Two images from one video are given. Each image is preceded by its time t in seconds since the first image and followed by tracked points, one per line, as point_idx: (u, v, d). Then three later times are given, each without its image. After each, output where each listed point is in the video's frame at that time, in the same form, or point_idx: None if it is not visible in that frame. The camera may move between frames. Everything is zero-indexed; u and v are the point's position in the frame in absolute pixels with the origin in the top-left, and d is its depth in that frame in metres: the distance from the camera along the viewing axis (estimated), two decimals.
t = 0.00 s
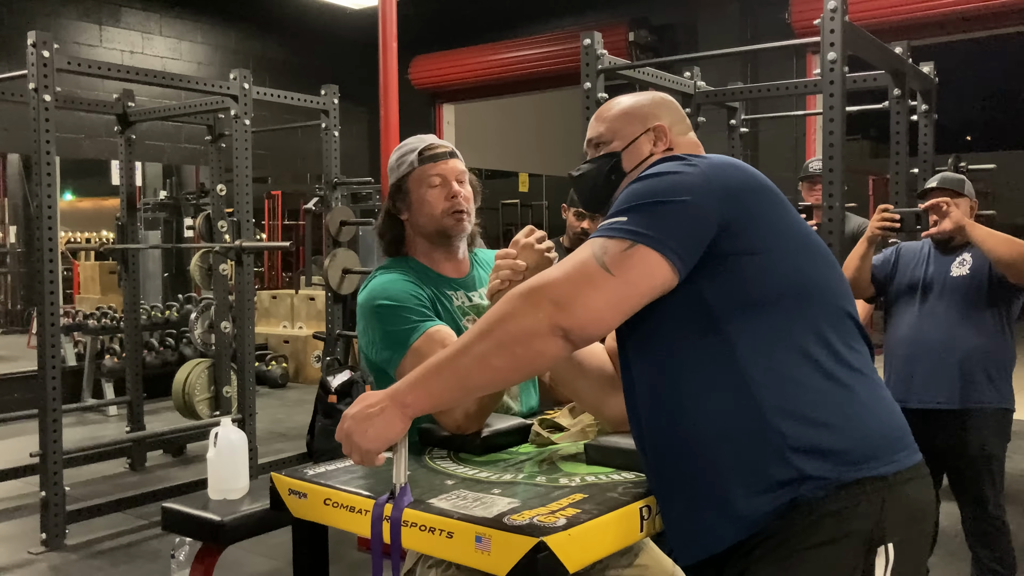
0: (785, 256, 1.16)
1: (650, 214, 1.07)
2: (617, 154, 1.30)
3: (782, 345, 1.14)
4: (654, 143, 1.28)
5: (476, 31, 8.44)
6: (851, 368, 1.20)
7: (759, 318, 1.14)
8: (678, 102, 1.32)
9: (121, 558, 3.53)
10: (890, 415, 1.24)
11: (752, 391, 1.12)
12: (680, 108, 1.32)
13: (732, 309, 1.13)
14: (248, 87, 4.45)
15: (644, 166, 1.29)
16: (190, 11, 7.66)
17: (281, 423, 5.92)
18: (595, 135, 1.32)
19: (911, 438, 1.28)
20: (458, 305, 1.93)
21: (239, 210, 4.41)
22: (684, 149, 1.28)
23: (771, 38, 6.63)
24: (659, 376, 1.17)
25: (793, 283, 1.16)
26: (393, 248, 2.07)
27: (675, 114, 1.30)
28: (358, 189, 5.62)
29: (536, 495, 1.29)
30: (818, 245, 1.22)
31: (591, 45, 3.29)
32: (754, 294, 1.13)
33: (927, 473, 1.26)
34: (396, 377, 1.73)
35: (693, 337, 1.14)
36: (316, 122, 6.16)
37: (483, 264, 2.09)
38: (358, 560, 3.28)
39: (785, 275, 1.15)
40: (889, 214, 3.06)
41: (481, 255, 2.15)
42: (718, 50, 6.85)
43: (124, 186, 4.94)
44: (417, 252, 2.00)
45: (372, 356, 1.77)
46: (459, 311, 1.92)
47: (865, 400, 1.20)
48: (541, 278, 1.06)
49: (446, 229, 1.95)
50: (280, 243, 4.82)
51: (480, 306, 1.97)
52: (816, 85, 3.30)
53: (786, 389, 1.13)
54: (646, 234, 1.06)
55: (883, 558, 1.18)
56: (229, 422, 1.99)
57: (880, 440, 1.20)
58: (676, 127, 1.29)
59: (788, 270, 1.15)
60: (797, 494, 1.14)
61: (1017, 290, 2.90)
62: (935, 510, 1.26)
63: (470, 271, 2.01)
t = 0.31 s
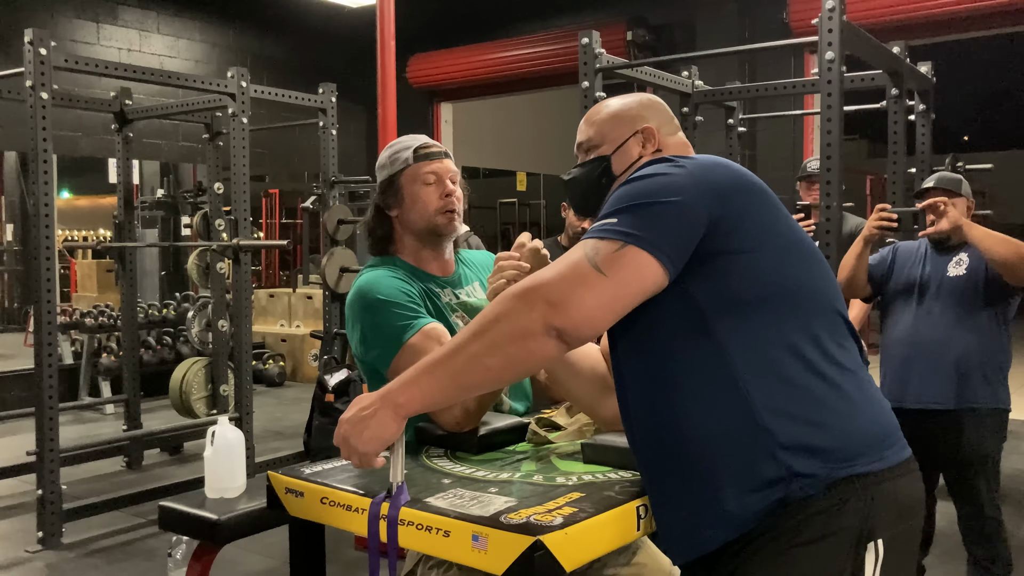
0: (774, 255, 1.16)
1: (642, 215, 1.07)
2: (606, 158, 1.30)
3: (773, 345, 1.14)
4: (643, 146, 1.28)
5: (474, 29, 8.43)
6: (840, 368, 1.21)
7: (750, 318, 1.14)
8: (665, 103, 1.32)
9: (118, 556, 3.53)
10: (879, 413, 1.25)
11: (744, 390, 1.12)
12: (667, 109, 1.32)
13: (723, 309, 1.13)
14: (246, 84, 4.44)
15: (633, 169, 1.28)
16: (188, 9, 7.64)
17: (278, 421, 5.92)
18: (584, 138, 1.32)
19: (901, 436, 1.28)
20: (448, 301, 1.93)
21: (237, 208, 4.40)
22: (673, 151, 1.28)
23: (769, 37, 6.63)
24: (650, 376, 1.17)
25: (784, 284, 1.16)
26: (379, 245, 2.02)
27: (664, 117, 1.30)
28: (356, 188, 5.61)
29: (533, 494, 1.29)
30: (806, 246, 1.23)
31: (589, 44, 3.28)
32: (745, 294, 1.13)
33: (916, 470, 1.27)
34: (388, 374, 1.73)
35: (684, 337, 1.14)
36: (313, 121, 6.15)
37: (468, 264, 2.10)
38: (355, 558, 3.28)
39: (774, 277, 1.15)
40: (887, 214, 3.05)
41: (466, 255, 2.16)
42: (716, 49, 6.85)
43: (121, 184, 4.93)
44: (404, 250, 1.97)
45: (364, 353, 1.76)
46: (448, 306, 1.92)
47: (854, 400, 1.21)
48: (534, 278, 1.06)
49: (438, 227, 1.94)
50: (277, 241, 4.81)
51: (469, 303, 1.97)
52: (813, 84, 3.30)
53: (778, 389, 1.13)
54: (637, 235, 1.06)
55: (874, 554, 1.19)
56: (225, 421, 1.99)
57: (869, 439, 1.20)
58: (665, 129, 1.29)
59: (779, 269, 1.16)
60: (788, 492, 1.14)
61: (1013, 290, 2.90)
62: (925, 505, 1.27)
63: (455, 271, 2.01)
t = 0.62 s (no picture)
0: (775, 256, 1.16)
1: (645, 215, 1.07)
2: (604, 164, 1.30)
3: (772, 345, 1.14)
4: (640, 150, 1.28)
5: (472, 30, 8.44)
6: (839, 370, 1.21)
7: (750, 318, 1.14)
8: (663, 105, 1.32)
9: (116, 558, 3.53)
10: (877, 414, 1.25)
11: (743, 391, 1.13)
12: (665, 111, 1.32)
13: (723, 309, 1.13)
14: (244, 86, 4.44)
15: (631, 173, 1.29)
16: (186, 11, 7.65)
17: (276, 423, 5.92)
18: (583, 144, 1.32)
19: (898, 436, 1.29)
20: (447, 299, 1.94)
21: (235, 210, 4.41)
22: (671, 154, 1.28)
23: (766, 38, 6.64)
24: (650, 376, 1.18)
25: (783, 285, 1.16)
26: (377, 245, 2.03)
27: (662, 120, 1.30)
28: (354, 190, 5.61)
29: (531, 496, 1.29)
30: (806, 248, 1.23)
31: (587, 46, 3.29)
32: (744, 294, 1.14)
33: (914, 470, 1.28)
34: (387, 373, 1.73)
35: (683, 337, 1.14)
36: (312, 122, 6.16)
37: (463, 262, 2.10)
38: (354, 559, 3.28)
39: (774, 277, 1.15)
40: (885, 214, 3.06)
41: (461, 254, 2.16)
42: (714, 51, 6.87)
43: (120, 186, 4.93)
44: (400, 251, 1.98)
45: (363, 351, 1.76)
46: (447, 304, 1.93)
47: (852, 401, 1.21)
48: (535, 277, 1.06)
49: (438, 229, 1.94)
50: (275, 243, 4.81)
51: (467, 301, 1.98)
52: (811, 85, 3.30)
53: (776, 389, 1.13)
54: (639, 235, 1.06)
55: (871, 554, 1.19)
56: (224, 423, 1.99)
57: (867, 441, 1.21)
58: (663, 133, 1.29)
59: (778, 271, 1.16)
60: (787, 493, 1.15)
61: (1011, 291, 2.90)
62: (922, 507, 1.28)
63: (452, 269, 2.02)
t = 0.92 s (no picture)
0: (778, 255, 1.17)
1: (653, 212, 1.08)
2: (605, 169, 1.31)
3: (777, 344, 1.15)
4: (641, 154, 1.29)
5: (472, 32, 8.44)
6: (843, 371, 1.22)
7: (755, 316, 1.14)
8: (663, 108, 1.32)
9: (118, 561, 3.53)
10: (879, 414, 1.26)
11: (748, 389, 1.13)
12: (666, 114, 1.32)
13: (727, 308, 1.14)
14: (244, 89, 4.44)
15: (634, 177, 1.29)
16: (186, 14, 7.65)
17: (277, 425, 5.92)
18: (585, 148, 1.33)
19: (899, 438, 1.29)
20: (448, 298, 1.94)
21: (236, 212, 4.41)
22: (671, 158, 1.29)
23: (765, 40, 6.65)
24: (654, 374, 1.18)
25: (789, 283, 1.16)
26: (377, 245, 2.03)
27: (662, 123, 1.30)
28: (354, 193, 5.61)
29: (532, 498, 1.29)
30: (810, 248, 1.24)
31: (586, 47, 3.29)
32: (749, 293, 1.14)
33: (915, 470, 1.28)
34: (390, 373, 1.73)
35: (687, 335, 1.15)
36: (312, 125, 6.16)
37: (463, 263, 2.10)
38: (356, 562, 3.28)
39: (778, 277, 1.16)
40: (885, 215, 3.06)
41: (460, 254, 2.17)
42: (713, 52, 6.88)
43: (120, 189, 4.94)
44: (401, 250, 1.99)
45: (365, 350, 1.76)
46: (448, 303, 1.93)
47: (856, 401, 1.22)
48: (544, 273, 1.07)
49: (439, 229, 1.94)
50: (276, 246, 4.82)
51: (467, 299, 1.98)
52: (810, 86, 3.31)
53: (781, 388, 1.14)
54: (647, 231, 1.07)
55: (872, 554, 1.19)
56: (225, 426, 1.99)
57: (870, 440, 1.21)
58: (664, 136, 1.29)
59: (783, 270, 1.17)
60: (788, 490, 1.15)
61: (1011, 291, 2.91)
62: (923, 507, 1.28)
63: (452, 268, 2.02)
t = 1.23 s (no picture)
0: (780, 249, 1.17)
1: (654, 205, 1.08)
2: (608, 175, 1.31)
3: (779, 339, 1.14)
4: (643, 159, 1.28)
5: (474, 33, 8.45)
6: (844, 366, 1.21)
7: (756, 310, 1.14)
8: (665, 114, 1.32)
9: (120, 562, 3.53)
10: (881, 412, 1.25)
11: (748, 383, 1.13)
12: (668, 119, 1.31)
13: (728, 302, 1.13)
14: (247, 90, 4.45)
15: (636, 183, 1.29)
16: (188, 15, 7.66)
17: (279, 426, 5.92)
18: (588, 155, 1.33)
19: (903, 437, 1.28)
20: (454, 296, 1.93)
21: (238, 213, 4.42)
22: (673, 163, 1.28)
23: (767, 41, 6.65)
24: (655, 370, 1.18)
25: (790, 278, 1.16)
26: (385, 241, 2.03)
27: (663, 127, 1.29)
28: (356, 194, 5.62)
29: (536, 498, 1.29)
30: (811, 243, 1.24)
31: (589, 48, 3.29)
32: (750, 288, 1.14)
33: (918, 469, 1.27)
34: (394, 370, 1.73)
35: (688, 329, 1.15)
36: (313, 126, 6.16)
37: (468, 263, 2.10)
38: (357, 562, 3.28)
39: (779, 271, 1.16)
40: (888, 216, 3.06)
41: (465, 255, 2.16)
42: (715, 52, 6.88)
43: (123, 190, 4.94)
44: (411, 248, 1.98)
45: (369, 345, 1.76)
46: (453, 300, 1.92)
47: (858, 398, 1.21)
48: (544, 270, 1.07)
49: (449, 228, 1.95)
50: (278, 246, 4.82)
51: (472, 297, 1.97)
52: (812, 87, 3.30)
53: (781, 382, 1.13)
54: (649, 222, 1.06)
55: (876, 554, 1.19)
56: (227, 426, 1.99)
57: (872, 436, 1.20)
58: (666, 142, 1.29)
59: (784, 264, 1.16)
60: (789, 485, 1.14)
61: (1014, 292, 2.90)
62: (927, 507, 1.27)
63: (457, 266, 2.02)
